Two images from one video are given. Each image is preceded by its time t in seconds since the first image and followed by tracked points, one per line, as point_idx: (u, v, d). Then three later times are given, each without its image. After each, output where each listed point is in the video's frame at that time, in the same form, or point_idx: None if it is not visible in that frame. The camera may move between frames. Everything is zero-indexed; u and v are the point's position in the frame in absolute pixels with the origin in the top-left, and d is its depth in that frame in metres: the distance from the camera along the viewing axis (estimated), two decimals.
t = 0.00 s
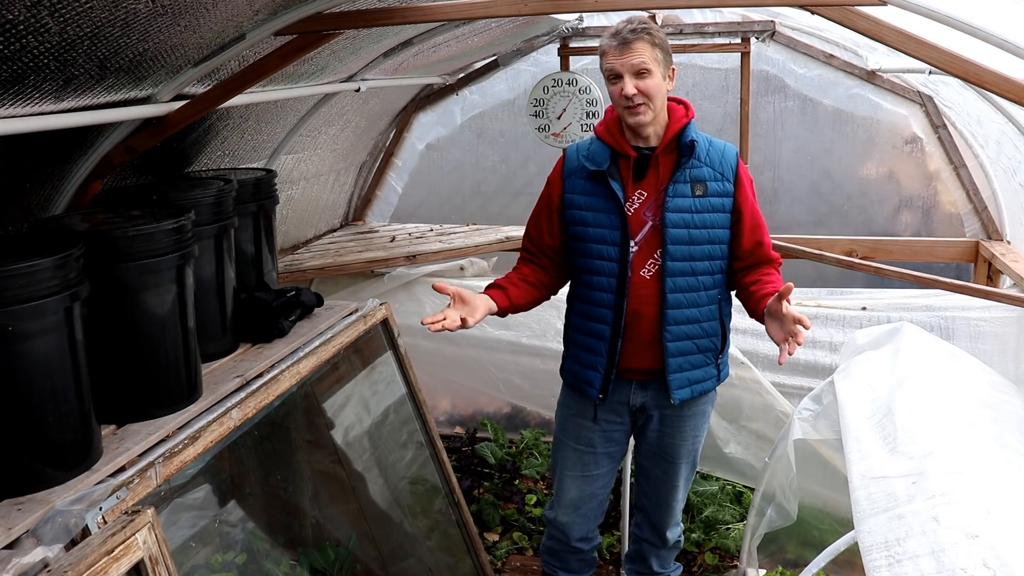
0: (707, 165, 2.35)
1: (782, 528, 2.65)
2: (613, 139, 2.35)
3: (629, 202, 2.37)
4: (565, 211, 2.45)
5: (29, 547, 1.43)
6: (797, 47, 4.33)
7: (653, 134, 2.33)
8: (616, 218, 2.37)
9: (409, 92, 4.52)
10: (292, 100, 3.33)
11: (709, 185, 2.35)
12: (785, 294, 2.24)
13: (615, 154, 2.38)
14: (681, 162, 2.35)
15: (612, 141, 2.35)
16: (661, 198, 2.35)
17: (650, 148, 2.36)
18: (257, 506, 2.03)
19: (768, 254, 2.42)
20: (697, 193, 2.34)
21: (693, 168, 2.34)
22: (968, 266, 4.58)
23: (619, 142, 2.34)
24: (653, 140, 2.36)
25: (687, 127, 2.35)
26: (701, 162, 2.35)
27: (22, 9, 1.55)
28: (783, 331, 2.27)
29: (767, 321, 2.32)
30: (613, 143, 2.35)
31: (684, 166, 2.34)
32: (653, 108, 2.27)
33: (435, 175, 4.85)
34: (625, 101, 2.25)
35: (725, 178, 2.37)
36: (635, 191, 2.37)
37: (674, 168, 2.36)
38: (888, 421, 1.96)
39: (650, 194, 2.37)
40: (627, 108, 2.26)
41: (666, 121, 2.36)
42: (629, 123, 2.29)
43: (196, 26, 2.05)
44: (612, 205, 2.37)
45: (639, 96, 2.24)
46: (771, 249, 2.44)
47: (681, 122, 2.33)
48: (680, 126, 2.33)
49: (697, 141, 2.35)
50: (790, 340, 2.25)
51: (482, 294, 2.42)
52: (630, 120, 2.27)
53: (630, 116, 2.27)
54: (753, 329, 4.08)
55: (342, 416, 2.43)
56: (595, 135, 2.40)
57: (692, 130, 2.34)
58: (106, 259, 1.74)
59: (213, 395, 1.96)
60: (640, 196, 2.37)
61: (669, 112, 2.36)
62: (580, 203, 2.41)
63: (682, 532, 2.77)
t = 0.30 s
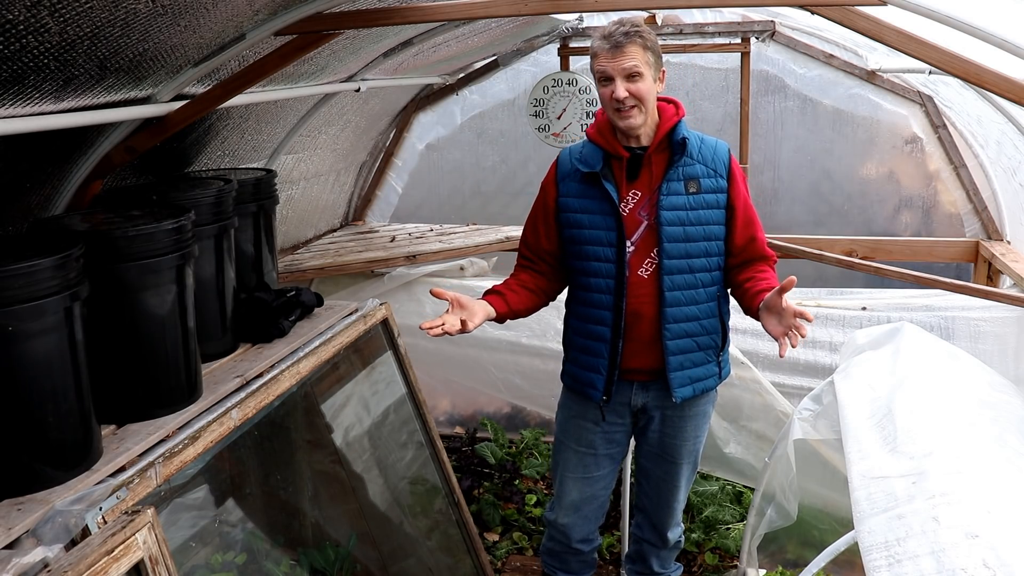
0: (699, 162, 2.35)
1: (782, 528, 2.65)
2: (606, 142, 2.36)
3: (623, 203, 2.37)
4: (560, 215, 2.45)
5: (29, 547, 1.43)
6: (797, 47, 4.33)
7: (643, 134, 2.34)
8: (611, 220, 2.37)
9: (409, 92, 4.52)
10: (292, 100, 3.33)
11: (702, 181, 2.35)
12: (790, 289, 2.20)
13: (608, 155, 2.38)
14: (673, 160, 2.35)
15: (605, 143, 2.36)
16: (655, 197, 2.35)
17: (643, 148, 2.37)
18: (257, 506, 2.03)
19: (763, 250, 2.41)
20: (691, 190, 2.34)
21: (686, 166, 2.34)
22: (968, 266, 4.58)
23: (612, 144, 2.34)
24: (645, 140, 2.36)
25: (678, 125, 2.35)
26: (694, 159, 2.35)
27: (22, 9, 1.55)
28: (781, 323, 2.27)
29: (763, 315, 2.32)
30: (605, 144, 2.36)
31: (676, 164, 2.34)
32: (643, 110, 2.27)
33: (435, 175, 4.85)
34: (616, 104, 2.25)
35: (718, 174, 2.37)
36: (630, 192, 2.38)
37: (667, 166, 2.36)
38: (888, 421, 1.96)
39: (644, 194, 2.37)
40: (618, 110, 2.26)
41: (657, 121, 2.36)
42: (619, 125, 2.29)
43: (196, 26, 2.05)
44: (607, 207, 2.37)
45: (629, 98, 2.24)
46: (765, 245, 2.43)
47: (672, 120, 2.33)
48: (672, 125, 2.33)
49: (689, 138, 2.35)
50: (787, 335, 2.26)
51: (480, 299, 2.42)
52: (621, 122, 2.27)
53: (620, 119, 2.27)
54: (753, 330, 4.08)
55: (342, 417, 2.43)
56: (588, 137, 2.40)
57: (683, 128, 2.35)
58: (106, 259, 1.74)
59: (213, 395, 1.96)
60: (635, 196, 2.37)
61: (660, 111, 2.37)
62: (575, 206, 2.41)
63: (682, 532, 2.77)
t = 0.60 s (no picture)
0: (690, 160, 2.36)
1: (782, 528, 2.65)
2: (596, 144, 2.35)
3: (616, 204, 2.37)
4: (553, 218, 2.45)
5: (29, 547, 1.43)
6: (797, 47, 4.33)
7: (632, 135, 2.33)
8: (604, 221, 2.36)
9: (409, 92, 4.52)
10: (292, 100, 3.33)
11: (694, 178, 2.35)
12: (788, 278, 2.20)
13: (599, 157, 2.38)
14: (664, 158, 2.35)
15: (595, 145, 2.35)
16: (648, 196, 2.35)
17: (633, 148, 2.37)
18: (256, 506, 2.03)
19: (757, 244, 2.42)
20: (683, 187, 2.34)
21: (677, 163, 2.34)
22: (968, 266, 4.58)
23: (602, 146, 2.34)
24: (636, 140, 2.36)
25: (667, 123, 2.36)
26: (684, 156, 2.35)
27: (22, 9, 1.55)
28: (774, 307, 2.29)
29: (759, 305, 2.33)
30: (595, 146, 2.35)
31: (668, 162, 2.34)
32: (631, 110, 2.27)
33: (435, 175, 4.85)
34: (603, 105, 2.25)
35: (709, 170, 2.38)
36: (622, 192, 2.38)
37: (658, 165, 2.36)
38: (888, 421, 1.95)
39: (636, 194, 2.37)
40: (605, 112, 2.26)
41: (646, 120, 2.36)
42: (607, 126, 2.29)
43: (196, 26, 2.05)
44: (600, 208, 2.37)
45: (615, 99, 2.24)
46: (759, 239, 2.44)
47: (661, 119, 2.34)
48: (661, 123, 2.34)
49: (679, 136, 2.35)
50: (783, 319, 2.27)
51: (483, 302, 2.42)
52: (609, 123, 2.28)
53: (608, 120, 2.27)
54: (753, 330, 4.08)
55: (342, 416, 2.43)
56: (578, 140, 2.39)
57: (673, 125, 2.35)
58: (106, 259, 1.74)
59: (213, 395, 1.96)
60: (627, 196, 2.38)
61: (649, 110, 2.37)
62: (568, 209, 2.41)
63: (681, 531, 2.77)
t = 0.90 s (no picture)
0: (690, 162, 2.36)
1: (782, 528, 2.64)
2: (597, 139, 2.35)
3: (614, 200, 2.37)
4: (550, 210, 2.45)
5: (29, 547, 1.43)
6: (797, 47, 4.33)
7: (636, 132, 2.33)
8: (600, 217, 2.37)
9: (409, 92, 4.52)
10: (292, 100, 3.33)
11: (693, 181, 2.35)
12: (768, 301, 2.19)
13: (599, 152, 2.38)
14: (665, 159, 2.35)
15: (596, 141, 2.35)
16: (646, 195, 2.36)
17: (635, 146, 2.36)
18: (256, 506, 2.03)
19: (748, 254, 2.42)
20: (681, 189, 2.35)
21: (677, 165, 2.35)
22: (968, 266, 4.58)
23: (604, 142, 2.34)
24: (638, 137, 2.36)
25: (671, 124, 2.36)
26: (685, 158, 2.35)
27: (22, 9, 1.55)
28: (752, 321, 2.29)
29: (733, 321, 2.34)
30: (597, 141, 2.35)
31: (668, 163, 2.34)
32: (633, 107, 2.27)
33: (435, 175, 4.85)
34: (605, 103, 2.26)
35: (709, 174, 2.37)
36: (621, 189, 2.38)
37: (658, 165, 2.36)
38: (888, 421, 1.96)
39: (635, 192, 2.37)
40: (609, 109, 2.26)
41: (649, 119, 2.36)
42: (611, 123, 2.29)
43: (196, 26, 2.05)
44: (597, 204, 2.37)
45: (618, 97, 2.24)
46: (750, 248, 2.43)
47: (665, 119, 2.34)
48: (664, 124, 2.34)
49: (681, 138, 2.35)
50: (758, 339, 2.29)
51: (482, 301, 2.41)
52: (612, 120, 2.28)
53: (612, 117, 2.27)
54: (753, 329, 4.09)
55: (342, 416, 2.43)
56: (579, 134, 2.40)
57: (675, 127, 2.35)
58: (106, 259, 1.74)
59: (213, 395, 1.96)
60: (626, 193, 2.37)
61: (653, 110, 2.37)
62: (564, 201, 2.41)
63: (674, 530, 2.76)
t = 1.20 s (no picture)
0: (689, 165, 2.36)
1: (782, 528, 2.64)
2: (599, 134, 2.36)
3: (611, 197, 2.38)
4: (546, 202, 2.45)
5: (29, 547, 1.43)
6: (797, 47, 4.33)
7: (638, 130, 2.33)
8: (596, 212, 2.37)
9: (409, 92, 4.52)
10: (292, 100, 3.33)
11: (691, 185, 2.35)
12: (752, 310, 2.18)
13: (600, 148, 2.38)
14: (664, 161, 2.35)
15: (598, 136, 2.36)
16: (643, 195, 2.36)
17: (635, 146, 2.37)
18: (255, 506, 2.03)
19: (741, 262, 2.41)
20: (679, 192, 2.35)
21: (676, 168, 2.35)
22: (968, 266, 4.58)
23: (605, 137, 2.35)
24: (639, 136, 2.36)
25: (672, 127, 2.36)
26: (684, 161, 2.35)
27: (22, 9, 1.55)
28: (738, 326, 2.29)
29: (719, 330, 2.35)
30: (598, 137, 2.36)
31: (667, 164, 2.34)
32: (641, 104, 2.27)
33: (435, 176, 4.85)
34: (613, 97, 2.25)
35: (707, 179, 2.37)
36: (618, 187, 2.38)
37: (657, 166, 2.36)
38: (888, 421, 1.96)
39: (632, 190, 2.37)
40: (615, 104, 2.26)
41: (652, 119, 2.36)
42: (616, 119, 2.29)
43: (196, 26, 2.05)
44: (594, 199, 2.37)
45: (626, 92, 2.24)
46: (742, 256, 2.42)
47: (667, 121, 2.34)
48: (666, 125, 2.34)
49: (682, 141, 2.36)
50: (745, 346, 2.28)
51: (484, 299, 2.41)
52: (619, 115, 2.27)
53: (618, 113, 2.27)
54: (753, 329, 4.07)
55: (342, 416, 2.43)
56: (581, 128, 2.40)
57: (677, 130, 2.35)
58: (106, 259, 1.74)
59: (213, 395, 1.96)
60: (623, 192, 2.38)
61: (656, 110, 2.37)
62: (561, 194, 2.41)
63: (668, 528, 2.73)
